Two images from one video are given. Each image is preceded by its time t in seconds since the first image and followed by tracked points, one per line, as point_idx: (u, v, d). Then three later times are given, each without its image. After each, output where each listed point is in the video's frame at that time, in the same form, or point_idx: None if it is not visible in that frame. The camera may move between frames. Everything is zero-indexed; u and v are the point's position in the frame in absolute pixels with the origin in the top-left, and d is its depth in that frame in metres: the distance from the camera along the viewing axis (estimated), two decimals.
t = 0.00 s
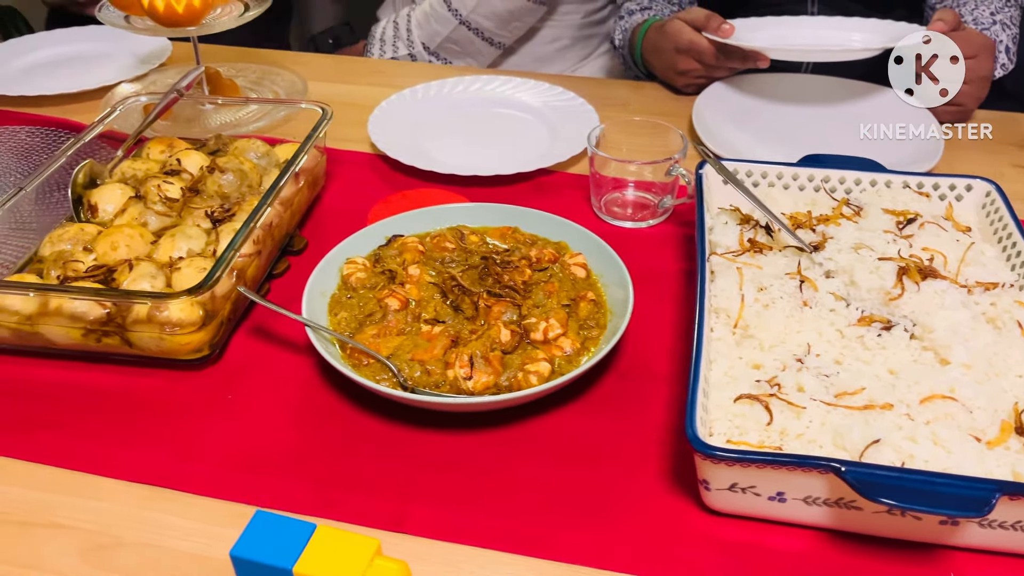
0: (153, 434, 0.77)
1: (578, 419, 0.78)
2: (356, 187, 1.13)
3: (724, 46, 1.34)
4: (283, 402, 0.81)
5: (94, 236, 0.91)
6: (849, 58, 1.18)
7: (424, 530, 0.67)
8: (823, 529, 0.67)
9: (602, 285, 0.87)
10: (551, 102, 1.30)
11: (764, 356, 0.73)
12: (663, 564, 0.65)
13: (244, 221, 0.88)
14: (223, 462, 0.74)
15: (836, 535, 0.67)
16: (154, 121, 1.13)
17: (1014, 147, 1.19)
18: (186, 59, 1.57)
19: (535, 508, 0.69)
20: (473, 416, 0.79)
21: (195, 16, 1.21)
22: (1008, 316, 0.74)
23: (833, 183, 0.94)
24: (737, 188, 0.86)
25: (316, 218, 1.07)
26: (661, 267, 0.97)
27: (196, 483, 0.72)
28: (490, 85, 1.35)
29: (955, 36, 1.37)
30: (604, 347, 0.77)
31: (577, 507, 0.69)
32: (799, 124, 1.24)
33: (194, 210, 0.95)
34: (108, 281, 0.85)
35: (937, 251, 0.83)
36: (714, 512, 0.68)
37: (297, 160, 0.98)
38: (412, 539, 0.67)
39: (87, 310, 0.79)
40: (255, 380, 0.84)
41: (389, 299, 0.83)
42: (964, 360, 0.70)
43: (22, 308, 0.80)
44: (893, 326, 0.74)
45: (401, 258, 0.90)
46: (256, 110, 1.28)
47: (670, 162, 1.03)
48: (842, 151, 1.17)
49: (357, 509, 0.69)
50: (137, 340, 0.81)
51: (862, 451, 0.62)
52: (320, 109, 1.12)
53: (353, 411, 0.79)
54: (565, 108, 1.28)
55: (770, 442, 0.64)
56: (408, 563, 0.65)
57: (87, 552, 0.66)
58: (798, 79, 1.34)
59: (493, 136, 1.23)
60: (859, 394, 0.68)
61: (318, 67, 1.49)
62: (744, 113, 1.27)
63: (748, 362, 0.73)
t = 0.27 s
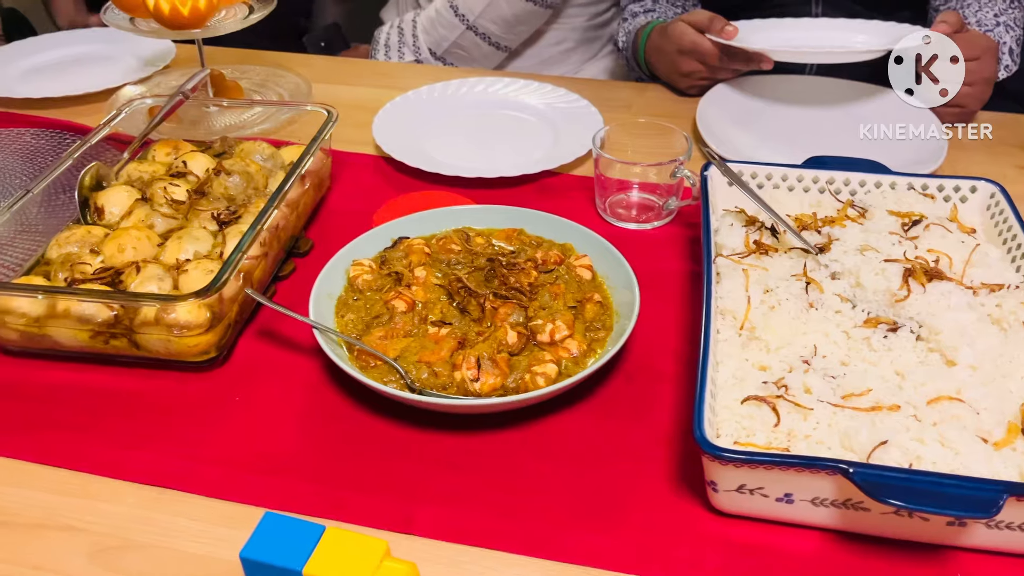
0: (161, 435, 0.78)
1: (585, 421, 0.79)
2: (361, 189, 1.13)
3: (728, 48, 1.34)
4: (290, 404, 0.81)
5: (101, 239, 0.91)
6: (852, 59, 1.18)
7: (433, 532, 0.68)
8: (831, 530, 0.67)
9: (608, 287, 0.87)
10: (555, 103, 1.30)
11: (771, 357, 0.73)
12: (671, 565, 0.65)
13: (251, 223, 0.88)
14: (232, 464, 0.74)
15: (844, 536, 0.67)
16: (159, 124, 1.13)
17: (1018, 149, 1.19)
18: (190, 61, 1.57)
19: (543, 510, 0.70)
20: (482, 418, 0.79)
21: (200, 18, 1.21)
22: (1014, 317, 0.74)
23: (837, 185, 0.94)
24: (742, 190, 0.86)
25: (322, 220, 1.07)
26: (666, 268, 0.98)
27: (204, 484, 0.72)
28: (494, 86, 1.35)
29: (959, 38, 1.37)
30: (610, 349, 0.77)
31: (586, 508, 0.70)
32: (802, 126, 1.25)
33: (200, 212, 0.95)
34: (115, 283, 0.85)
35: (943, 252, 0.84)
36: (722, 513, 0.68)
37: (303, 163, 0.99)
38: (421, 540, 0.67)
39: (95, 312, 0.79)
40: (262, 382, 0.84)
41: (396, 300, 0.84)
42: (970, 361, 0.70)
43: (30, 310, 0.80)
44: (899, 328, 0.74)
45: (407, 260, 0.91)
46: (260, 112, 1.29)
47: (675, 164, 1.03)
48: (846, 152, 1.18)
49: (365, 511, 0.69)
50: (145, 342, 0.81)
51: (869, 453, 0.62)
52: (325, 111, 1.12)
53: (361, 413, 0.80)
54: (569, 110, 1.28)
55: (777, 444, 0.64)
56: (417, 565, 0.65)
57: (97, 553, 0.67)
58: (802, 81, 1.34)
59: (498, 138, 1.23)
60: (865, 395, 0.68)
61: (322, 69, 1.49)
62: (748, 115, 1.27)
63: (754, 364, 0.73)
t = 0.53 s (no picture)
0: (170, 439, 0.78)
1: (593, 423, 0.79)
2: (366, 192, 1.14)
3: (732, 50, 1.34)
4: (298, 407, 0.81)
5: (109, 242, 0.91)
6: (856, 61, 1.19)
7: (442, 535, 0.68)
8: (839, 533, 0.67)
9: (615, 291, 0.88)
10: (560, 106, 1.30)
11: (779, 360, 0.73)
12: (680, 568, 0.65)
13: (259, 226, 0.89)
14: (240, 467, 0.74)
15: (852, 539, 0.67)
16: (165, 127, 1.13)
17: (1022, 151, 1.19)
18: (194, 64, 1.57)
19: (551, 513, 0.70)
20: (489, 421, 0.79)
21: (205, 22, 1.21)
22: (1021, 320, 0.74)
23: (843, 187, 0.95)
24: (749, 193, 0.86)
25: (328, 223, 1.08)
26: (672, 271, 0.98)
27: (213, 487, 0.73)
28: (499, 89, 1.35)
29: (962, 41, 1.38)
30: (618, 352, 0.77)
31: (594, 511, 0.70)
32: (806, 128, 1.25)
33: (207, 216, 0.95)
34: (123, 287, 0.85)
35: (949, 255, 0.84)
36: (730, 516, 0.69)
37: (310, 166, 0.99)
38: (430, 544, 0.67)
39: (104, 315, 0.79)
40: (270, 385, 0.84)
41: (403, 303, 0.84)
42: (978, 364, 0.71)
43: (39, 314, 0.80)
44: (906, 330, 0.75)
45: (414, 263, 0.91)
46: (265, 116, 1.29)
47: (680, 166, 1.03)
48: (850, 154, 1.18)
49: (374, 514, 0.70)
50: (154, 345, 0.81)
51: (878, 455, 0.62)
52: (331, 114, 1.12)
53: (369, 416, 0.80)
54: (574, 113, 1.28)
55: (786, 447, 0.65)
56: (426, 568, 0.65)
57: (106, 557, 0.67)
58: (805, 83, 1.34)
59: (502, 140, 1.24)
60: (873, 398, 0.68)
61: (326, 72, 1.49)
62: (752, 117, 1.27)
63: (762, 367, 0.73)
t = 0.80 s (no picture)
0: (178, 441, 0.78)
1: (600, 425, 0.79)
2: (371, 195, 1.14)
3: (735, 52, 1.35)
4: (306, 409, 0.82)
5: (116, 245, 0.92)
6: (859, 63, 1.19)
7: (451, 536, 0.68)
8: (846, 534, 0.67)
9: (621, 292, 0.88)
10: (564, 109, 1.31)
11: (785, 362, 0.74)
12: (688, 568, 0.65)
13: (266, 229, 0.89)
14: (249, 469, 0.75)
15: (858, 539, 0.67)
16: (171, 130, 1.14)
17: None
18: (198, 67, 1.58)
19: (559, 514, 0.70)
20: (496, 423, 0.79)
21: (210, 25, 1.22)
22: None
23: (847, 189, 0.95)
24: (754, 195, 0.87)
25: (333, 226, 1.08)
26: (677, 273, 0.98)
27: (222, 489, 0.73)
28: (502, 91, 1.36)
29: (964, 42, 1.39)
30: (624, 354, 0.78)
31: (601, 512, 0.70)
32: (809, 129, 1.25)
33: (214, 218, 0.96)
34: (131, 290, 0.86)
35: (954, 256, 0.84)
36: (737, 517, 0.69)
37: (315, 169, 0.99)
38: (438, 545, 0.68)
39: (112, 318, 0.80)
40: (278, 387, 0.84)
41: (410, 306, 0.84)
42: (983, 365, 0.71)
43: (48, 317, 0.81)
44: (912, 332, 0.75)
45: (420, 265, 0.91)
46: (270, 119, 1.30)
47: (685, 168, 1.04)
48: (853, 155, 1.18)
49: (383, 516, 0.70)
50: (162, 348, 0.82)
51: (885, 456, 0.62)
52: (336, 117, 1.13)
53: (377, 418, 0.80)
54: (578, 115, 1.29)
55: (792, 448, 0.65)
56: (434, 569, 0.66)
57: (116, 559, 0.67)
58: (808, 84, 1.35)
59: (506, 143, 1.24)
60: (879, 400, 0.68)
61: (330, 75, 1.50)
62: (755, 119, 1.27)
63: (768, 368, 0.73)
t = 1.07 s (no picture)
0: (185, 442, 0.78)
1: (605, 425, 0.79)
2: (375, 196, 1.14)
3: (738, 53, 1.35)
4: (312, 410, 0.82)
5: (122, 247, 0.92)
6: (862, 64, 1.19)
7: (459, 536, 0.68)
8: (852, 533, 0.68)
9: (626, 293, 0.88)
10: (567, 110, 1.31)
11: (790, 362, 0.74)
12: (695, 568, 0.65)
13: (272, 231, 0.89)
14: (256, 470, 0.75)
15: (865, 539, 0.67)
16: (175, 132, 1.14)
17: None
18: (201, 69, 1.58)
19: (566, 514, 0.70)
20: (502, 424, 0.80)
21: (214, 27, 1.22)
22: None
23: (851, 190, 0.95)
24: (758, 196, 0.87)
25: (338, 227, 1.08)
26: (681, 273, 0.98)
27: (230, 490, 0.73)
28: (505, 93, 1.36)
29: (967, 43, 1.39)
30: (630, 354, 0.78)
31: (608, 512, 0.70)
32: (812, 130, 1.26)
33: (219, 220, 0.96)
34: (137, 291, 0.86)
35: (958, 256, 0.85)
36: (744, 517, 0.69)
37: (320, 171, 0.99)
38: (444, 546, 0.68)
39: (119, 320, 0.80)
40: (284, 388, 0.85)
41: (416, 307, 0.84)
42: (989, 365, 0.71)
43: (54, 318, 0.81)
44: (917, 332, 0.75)
45: (425, 266, 0.92)
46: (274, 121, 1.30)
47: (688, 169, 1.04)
48: (856, 156, 1.18)
49: (390, 516, 0.70)
50: (168, 349, 0.82)
51: (891, 456, 0.63)
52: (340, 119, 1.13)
53: (383, 419, 0.80)
54: (581, 116, 1.29)
55: (798, 448, 0.65)
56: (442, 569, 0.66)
57: (124, 560, 0.67)
58: (811, 85, 1.35)
59: (510, 144, 1.25)
60: (885, 399, 0.69)
61: (333, 77, 1.50)
62: (758, 120, 1.27)
63: (773, 368, 0.74)
